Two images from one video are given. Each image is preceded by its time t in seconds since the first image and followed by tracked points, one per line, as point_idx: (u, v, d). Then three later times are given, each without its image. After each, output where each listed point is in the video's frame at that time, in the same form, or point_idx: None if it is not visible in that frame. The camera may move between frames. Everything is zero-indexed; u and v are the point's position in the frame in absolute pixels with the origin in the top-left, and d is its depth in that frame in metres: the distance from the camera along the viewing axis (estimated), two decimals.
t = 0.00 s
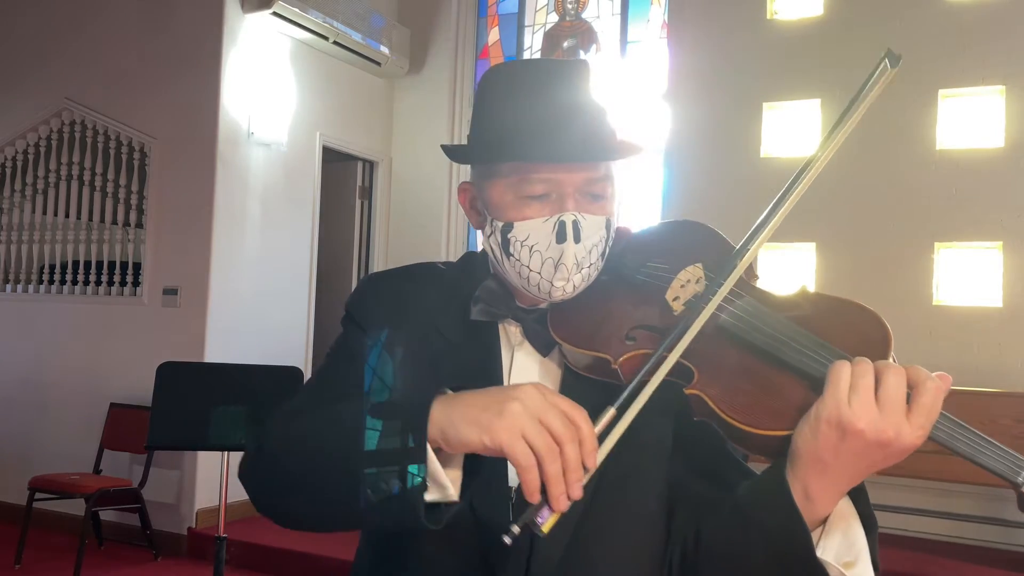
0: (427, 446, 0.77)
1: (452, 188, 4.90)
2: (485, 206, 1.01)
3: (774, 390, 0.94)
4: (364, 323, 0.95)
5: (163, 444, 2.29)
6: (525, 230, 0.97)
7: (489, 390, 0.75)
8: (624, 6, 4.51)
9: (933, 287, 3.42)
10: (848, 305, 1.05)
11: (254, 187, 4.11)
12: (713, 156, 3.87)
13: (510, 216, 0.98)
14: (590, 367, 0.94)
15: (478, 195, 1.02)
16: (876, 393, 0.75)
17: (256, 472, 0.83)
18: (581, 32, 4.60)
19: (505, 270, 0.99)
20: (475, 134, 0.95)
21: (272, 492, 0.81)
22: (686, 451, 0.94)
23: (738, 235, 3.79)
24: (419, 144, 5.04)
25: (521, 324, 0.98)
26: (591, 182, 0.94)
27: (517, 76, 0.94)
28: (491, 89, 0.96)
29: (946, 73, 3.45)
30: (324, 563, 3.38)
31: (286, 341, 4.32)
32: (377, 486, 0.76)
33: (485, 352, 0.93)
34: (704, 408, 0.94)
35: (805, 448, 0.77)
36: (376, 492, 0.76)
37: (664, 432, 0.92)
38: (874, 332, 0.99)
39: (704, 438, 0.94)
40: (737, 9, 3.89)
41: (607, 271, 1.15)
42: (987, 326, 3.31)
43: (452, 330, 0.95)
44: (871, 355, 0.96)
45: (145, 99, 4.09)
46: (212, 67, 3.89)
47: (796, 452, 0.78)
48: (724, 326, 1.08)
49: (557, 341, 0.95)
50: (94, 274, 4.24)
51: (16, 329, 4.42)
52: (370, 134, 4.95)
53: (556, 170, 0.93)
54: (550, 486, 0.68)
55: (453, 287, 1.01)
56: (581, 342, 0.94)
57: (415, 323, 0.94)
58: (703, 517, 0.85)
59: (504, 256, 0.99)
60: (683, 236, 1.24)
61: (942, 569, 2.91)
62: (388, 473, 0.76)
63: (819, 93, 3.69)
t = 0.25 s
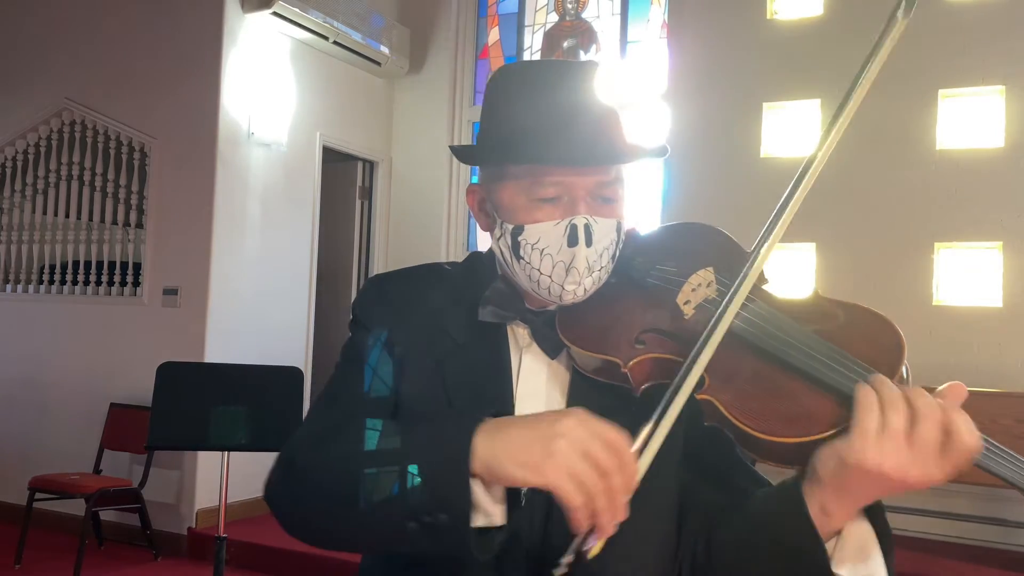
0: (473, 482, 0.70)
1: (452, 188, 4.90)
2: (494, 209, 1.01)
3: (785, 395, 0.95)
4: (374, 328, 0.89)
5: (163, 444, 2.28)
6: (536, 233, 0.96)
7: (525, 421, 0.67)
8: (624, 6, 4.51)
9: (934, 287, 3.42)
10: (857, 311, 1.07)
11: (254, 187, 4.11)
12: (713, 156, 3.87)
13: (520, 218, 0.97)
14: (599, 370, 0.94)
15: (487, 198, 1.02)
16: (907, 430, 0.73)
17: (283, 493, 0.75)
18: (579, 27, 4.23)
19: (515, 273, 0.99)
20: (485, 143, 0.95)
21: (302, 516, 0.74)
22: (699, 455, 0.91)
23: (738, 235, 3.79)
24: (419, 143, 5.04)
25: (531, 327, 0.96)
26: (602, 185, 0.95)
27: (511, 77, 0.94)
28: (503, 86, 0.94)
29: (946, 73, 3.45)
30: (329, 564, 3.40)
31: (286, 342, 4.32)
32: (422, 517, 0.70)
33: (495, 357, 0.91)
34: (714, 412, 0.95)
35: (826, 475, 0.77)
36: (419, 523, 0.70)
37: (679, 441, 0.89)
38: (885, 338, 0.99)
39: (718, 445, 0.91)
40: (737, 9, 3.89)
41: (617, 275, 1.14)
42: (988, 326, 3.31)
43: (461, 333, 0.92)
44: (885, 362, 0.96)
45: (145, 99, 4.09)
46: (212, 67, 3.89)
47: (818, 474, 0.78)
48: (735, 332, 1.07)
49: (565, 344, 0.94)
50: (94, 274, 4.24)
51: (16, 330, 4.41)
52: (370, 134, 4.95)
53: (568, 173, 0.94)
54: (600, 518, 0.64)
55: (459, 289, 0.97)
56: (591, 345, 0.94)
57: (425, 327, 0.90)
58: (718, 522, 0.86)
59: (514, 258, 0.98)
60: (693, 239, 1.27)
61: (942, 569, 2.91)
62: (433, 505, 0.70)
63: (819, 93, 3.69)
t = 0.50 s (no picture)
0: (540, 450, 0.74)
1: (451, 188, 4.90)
2: (502, 216, 0.98)
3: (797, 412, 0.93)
4: (384, 330, 0.90)
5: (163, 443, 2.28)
6: (546, 241, 0.95)
7: (576, 385, 0.72)
8: (624, 6, 4.51)
9: (934, 287, 3.42)
10: (871, 328, 1.06)
11: (254, 187, 4.11)
12: (712, 156, 3.87)
13: (529, 227, 0.96)
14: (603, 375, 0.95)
15: (495, 204, 1.00)
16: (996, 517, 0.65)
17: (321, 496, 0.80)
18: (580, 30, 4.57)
19: (524, 281, 0.97)
20: (495, 150, 0.95)
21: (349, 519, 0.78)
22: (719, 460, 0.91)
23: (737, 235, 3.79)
24: (418, 143, 5.04)
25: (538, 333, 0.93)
26: (613, 193, 0.94)
27: (512, 83, 0.96)
28: (516, 91, 0.95)
29: (946, 74, 3.45)
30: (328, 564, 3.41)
31: (286, 342, 4.32)
32: (487, 497, 0.74)
33: (506, 358, 0.89)
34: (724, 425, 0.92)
35: (906, 559, 0.71)
36: (484, 504, 0.74)
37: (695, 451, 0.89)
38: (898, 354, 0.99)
39: (733, 460, 0.90)
40: (736, 9, 3.89)
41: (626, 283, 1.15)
42: (987, 326, 3.31)
43: (470, 335, 0.91)
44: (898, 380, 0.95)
45: (145, 99, 4.09)
46: (212, 67, 3.90)
47: (896, 555, 0.72)
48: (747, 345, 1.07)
49: (574, 349, 0.95)
50: (94, 274, 4.24)
51: (16, 329, 4.41)
52: (370, 135, 4.95)
53: (578, 182, 0.93)
54: (662, 456, 0.69)
55: (466, 288, 0.97)
56: (599, 352, 0.96)
57: (433, 326, 0.91)
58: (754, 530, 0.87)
59: (522, 267, 0.96)
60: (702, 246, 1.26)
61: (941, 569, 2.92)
62: (499, 484, 0.74)
63: (818, 93, 3.69)
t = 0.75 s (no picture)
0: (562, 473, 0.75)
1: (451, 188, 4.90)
2: (516, 224, 0.98)
3: (813, 433, 0.92)
4: (397, 332, 0.94)
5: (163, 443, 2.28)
6: (562, 251, 0.95)
7: (602, 406, 0.74)
8: (624, 6, 4.51)
9: (934, 287, 3.42)
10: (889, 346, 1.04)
11: (254, 188, 4.11)
12: (712, 155, 3.87)
13: (545, 236, 0.95)
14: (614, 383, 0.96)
15: (510, 211, 1.00)
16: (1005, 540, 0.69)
17: (338, 510, 0.79)
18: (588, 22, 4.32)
19: (539, 289, 0.98)
20: (505, 154, 0.95)
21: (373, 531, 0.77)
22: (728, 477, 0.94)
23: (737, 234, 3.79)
24: (418, 143, 5.04)
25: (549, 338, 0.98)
26: (629, 202, 0.94)
27: (524, 85, 0.96)
28: (527, 92, 0.95)
29: (946, 73, 3.45)
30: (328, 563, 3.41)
31: (286, 342, 4.31)
32: (507, 514, 0.75)
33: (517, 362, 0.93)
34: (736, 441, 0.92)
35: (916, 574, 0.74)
36: (504, 521, 0.75)
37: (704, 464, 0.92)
38: (914, 377, 0.98)
39: (743, 472, 0.94)
40: (736, 9, 3.89)
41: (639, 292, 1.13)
42: (988, 326, 3.32)
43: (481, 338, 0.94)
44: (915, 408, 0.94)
45: (145, 99, 4.09)
46: (211, 67, 3.90)
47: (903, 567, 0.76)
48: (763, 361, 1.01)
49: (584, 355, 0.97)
50: (94, 274, 4.24)
51: (16, 329, 4.41)
52: (370, 135, 4.95)
53: (595, 191, 0.92)
54: (685, 482, 0.72)
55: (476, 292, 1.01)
56: (610, 360, 0.96)
57: (444, 328, 0.94)
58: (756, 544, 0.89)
59: (537, 276, 0.97)
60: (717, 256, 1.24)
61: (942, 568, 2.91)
62: (517, 501, 0.75)
63: (818, 93, 3.69)
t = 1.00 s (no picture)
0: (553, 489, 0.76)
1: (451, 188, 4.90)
2: (527, 227, 0.98)
3: (821, 442, 0.94)
4: (401, 333, 0.95)
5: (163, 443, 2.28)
6: (572, 256, 0.94)
7: (597, 424, 0.74)
8: (625, 6, 4.51)
9: (933, 287, 3.42)
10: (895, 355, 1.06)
11: (254, 188, 4.11)
12: (712, 156, 3.86)
13: (556, 240, 0.95)
14: (621, 387, 0.96)
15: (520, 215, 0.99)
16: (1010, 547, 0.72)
17: (329, 509, 0.80)
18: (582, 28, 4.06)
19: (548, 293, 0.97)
20: (513, 159, 0.97)
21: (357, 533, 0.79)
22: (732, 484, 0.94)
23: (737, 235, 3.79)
24: (418, 143, 5.04)
25: (558, 340, 0.99)
26: (642, 210, 0.94)
27: (534, 93, 0.97)
28: (537, 100, 0.97)
29: (946, 74, 3.45)
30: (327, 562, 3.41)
31: (286, 342, 4.31)
32: (496, 529, 0.76)
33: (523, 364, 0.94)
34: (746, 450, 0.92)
35: None
36: (491, 535, 0.76)
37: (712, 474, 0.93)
38: (924, 390, 1.00)
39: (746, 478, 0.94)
40: (736, 9, 3.89)
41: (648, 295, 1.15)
42: (987, 326, 3.32)
43: (488, 341, 0.96)
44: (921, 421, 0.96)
45: (145, 99, 4.09)
46: (212, 67, 3.90)
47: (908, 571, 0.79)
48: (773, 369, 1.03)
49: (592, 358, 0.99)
50: (94, 274, 4.24)
51: (16, 329, 4.41)
52: (370, 135, 4.95)
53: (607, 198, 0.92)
54: (677, 504, 0.71)
55: (482, 293, 1.02)
56: (618, 365, 0.96)
57: (449, 331, 0.96)
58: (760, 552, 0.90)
59: (547, 279, 0.96)
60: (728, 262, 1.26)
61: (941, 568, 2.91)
62: (508, 518, 0.76)
63: (818, 93, 3.69)
